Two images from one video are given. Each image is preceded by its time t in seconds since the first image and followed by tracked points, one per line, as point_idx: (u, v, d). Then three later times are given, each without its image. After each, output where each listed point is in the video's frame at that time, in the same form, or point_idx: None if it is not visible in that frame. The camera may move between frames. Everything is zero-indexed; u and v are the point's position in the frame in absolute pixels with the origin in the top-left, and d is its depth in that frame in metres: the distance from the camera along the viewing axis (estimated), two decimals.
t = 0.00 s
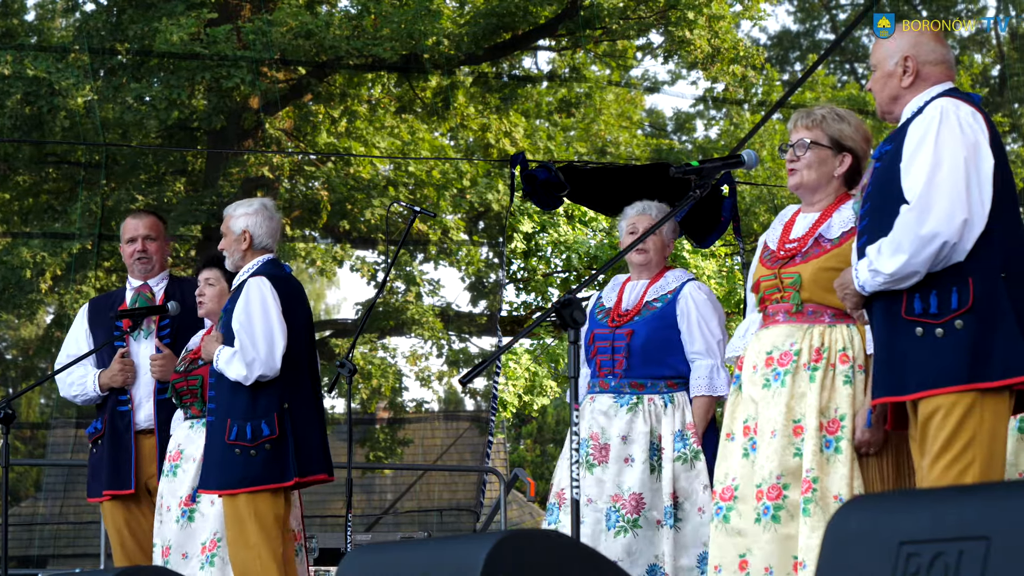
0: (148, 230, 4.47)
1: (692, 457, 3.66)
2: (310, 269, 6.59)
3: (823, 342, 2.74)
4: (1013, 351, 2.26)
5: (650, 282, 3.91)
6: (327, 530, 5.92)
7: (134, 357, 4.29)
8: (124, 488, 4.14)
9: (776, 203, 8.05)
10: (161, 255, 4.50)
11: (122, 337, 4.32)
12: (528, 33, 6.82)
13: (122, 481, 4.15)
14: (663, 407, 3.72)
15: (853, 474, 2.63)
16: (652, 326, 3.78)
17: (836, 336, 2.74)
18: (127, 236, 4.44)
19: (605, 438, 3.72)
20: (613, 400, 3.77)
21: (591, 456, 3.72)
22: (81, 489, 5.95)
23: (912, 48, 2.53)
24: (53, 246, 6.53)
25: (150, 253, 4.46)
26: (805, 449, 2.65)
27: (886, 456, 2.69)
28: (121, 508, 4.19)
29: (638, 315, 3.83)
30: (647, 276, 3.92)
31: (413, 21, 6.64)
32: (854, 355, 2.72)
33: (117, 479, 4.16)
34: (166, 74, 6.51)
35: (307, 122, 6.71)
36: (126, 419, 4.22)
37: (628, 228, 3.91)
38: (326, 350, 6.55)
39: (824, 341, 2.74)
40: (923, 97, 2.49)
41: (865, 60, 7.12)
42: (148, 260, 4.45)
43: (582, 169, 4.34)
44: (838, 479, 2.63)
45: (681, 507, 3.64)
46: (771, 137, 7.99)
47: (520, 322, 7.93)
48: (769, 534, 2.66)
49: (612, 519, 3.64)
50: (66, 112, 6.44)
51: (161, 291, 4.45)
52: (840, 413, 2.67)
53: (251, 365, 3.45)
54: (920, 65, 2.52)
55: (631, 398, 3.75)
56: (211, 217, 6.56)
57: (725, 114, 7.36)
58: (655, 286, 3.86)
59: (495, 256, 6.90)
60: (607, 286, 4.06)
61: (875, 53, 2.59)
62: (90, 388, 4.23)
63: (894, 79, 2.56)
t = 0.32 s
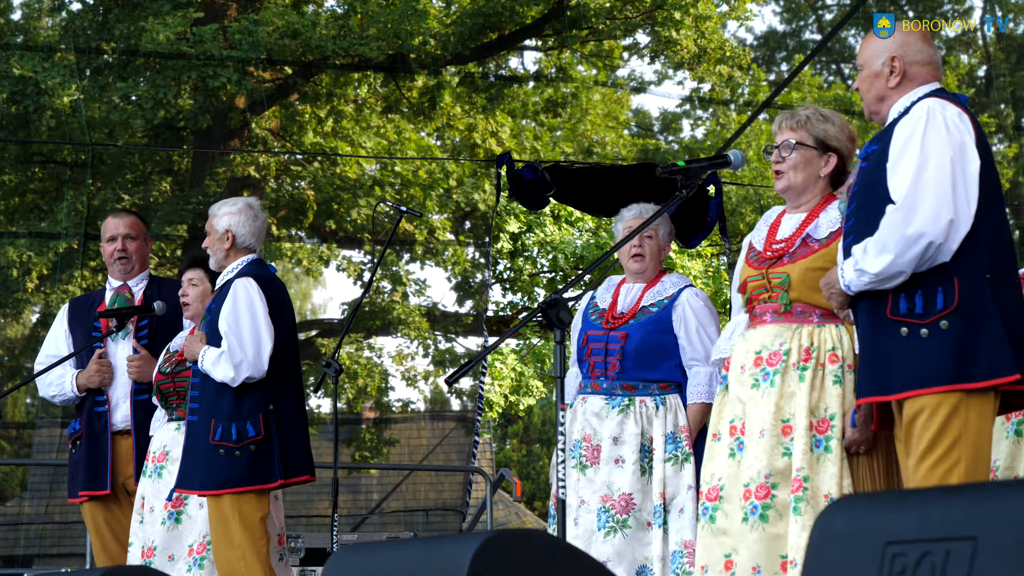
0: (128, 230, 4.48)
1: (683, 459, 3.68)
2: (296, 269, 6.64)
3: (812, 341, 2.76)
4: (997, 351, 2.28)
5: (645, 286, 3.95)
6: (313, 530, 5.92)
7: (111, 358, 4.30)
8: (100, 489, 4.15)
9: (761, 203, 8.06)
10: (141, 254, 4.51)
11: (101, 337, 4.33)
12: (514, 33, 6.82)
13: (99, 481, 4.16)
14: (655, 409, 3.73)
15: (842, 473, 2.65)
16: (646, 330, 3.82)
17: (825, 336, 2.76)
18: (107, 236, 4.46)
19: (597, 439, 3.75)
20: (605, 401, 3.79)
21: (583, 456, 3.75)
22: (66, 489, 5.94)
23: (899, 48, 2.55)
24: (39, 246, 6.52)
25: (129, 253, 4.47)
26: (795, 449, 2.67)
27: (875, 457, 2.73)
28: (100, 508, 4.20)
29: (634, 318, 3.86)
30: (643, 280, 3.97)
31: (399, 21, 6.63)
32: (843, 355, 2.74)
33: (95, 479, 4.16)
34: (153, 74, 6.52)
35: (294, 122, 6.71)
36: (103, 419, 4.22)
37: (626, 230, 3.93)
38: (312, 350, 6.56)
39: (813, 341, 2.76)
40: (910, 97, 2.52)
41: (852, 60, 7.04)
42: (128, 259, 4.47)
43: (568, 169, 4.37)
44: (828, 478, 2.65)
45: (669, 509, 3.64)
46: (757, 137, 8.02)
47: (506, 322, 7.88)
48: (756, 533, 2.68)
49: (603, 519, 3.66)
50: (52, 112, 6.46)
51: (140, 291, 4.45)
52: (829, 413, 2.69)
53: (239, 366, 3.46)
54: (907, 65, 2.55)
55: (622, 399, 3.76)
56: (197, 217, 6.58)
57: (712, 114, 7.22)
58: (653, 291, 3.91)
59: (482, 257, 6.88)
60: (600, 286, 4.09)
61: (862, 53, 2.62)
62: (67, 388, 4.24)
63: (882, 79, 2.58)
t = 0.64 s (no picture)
0: (113, 228, 4.48)
1: (666, 458, 3.77)
2: (284, 268, 6.64)
3: (812, 341, 2.77)
4: (984, 353, 2.30)
5: (617, 286, 3.94)
6: (302, 530, 5.92)
7: (97, 357, 4.30)
8: (87, 488, 4.14)
9: (751, 205, 8.10)
10: (126, 252, 4.51)
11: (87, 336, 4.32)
12: (503, 32, 6.81)
13: (85, 480, 4.16)
14: (639, 409, 3.79)
15: (848, 471, 2.66)
16: (630, 329, 3.84)
17: (825, 335, 2.78)
18: (92, 235, 4.47)
19: (584, 437, 3.75)
20: (589, 400, 3.79)
21: (570, 455, 3.75)
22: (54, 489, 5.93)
23: (887, 49, 2.57)
24: (27, 246, 6.51)
25: (114, 250, 4.48)
26: (801, 447, 2.68)
27: (878, 455, 2.71)
28: (87, 507, 4.20)
29: (614, 317, 3.87)
30: (614, 280, 3.95)
31: (388, 21, 6.64)
32: (842, 354, 2.76)
33: (80, 479, 4.16)
34: (141, 74, 6.52)
35: (282, 122, 6.69)
36: (90, 419, 4.22)
37: (599, 230, 3.98)
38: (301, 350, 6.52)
39: (813, 340, 2.77)
40: (897, 98, 2.53)
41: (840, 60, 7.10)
42: (113, 258, 4.47)
43: (555, 170, 4.37)
44: (835, 476, 2.66)
45: (651, 508, 3.70)
46: (746, 137, 8.05)
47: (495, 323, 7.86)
48: (763, 532, 2.69)
49: (595, 516, 3.68)
50: (41, 112, 6.46)
51: (126, 290, 4.44)
52: (832, 411, 2.70)
53: (224, 369, 3.46)
54: (893, 67, 2.56)
55: (608, 399, 3.78)
56: (186, 216, 6.58)
57: (700, 115, 7.23)
58: (628, 291, 3.91)
59: (471, 256, 6.86)
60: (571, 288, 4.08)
61: (849, 54, 2.63)
62: (54, 388, 4.24)
63: (868, 80, 2.59)
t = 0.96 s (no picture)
0: (104, 228, 4.48)
1: (649, 459, 3.80)
2: (272, 269, 6.64)
3: (801, 341, 2.80)
4: (968, 354, 2.31)
5: (590, 286, 3.93)
6: (289, 530, 5.92)
7: (89, 356, 4.29)
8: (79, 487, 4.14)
9: (737, 205, 8.16)
10: (116, 252, 4.51)
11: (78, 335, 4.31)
12: (491, 33, 6.81)
13: (77, 479, 4.15)
14: (621, 409, 3.83)
15: (838, 471, 2.69)
16: (610, 329, 3.86)
17: (814, 335, 2.81)
18: (83, 234, 4.47)
19: (570, 438, 3.76)
20: (575, 400, 3.80)
21: (556, 456, 3.74)
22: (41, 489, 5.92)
23: (872, 50, 2.59)
24: (14, 246, 6.54)
25: (105, 250, 4.47)
26: (790, 447, 2.71)
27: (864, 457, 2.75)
28: (76, 507, 4.19)
29: (593, 318, 3.87)
30: (587, 280, 3.93)
31: (376, 21, 6.64)
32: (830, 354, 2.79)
33: (71, 479, 4.15)
34: (129, 73, 6.52)
35: (270, 122, 6.68)
36: (81, 418, 4.22)
37: (571, 234, 3.99)
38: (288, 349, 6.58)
39: (802, 340, 2.80)
40: (882, 99, 2.55)
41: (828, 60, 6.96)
42: (104, 258, 4.47)
43: (542, 170, 4.37)
44: (824, 477, 2.69)
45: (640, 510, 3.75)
46: (734, 138, 8.08)
47: (483, 324, 7.81)
48: (752, 532, 2.71)
49: (585, 517, 3.68)
50: (28, 111, 6.52)
51: (117, 290, 4.45)
52: (821, 412, 2.73)
53: (212, 373, 3.46)
54: (879, 68, 2.58)
55: (593, 399, 3.81)
56: (173, 217, 6.54)
57: (688, 116, 7.22)
58: (603, 291, 3.92)
59: (458, 256, 6.86)
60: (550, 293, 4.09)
61: (835, 54, 2.65)
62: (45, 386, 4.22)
63: (854, 81, 2.61)
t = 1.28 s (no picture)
0: (99, 227, 4.46)
1: (639, 450, 3.82)
2: (257, 269, 6.65)
3: (774, 342, 2.81)
4: (944, 355, 2.34)
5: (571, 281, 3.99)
6: (274, 530, 5.92)
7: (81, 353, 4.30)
8: (74, 484, 4.14)
9: (722, 205, 8.18)
10: (109, 251, 4.51)
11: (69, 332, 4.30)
12: (477, 33, 6.79)
13: (71, 476, 4.16)
14: (604, 402, 3.84)
15: (808, 473, 2.69)
16: (589, 323, 3.87)
17: (787, 336, 2.81)
18: (76, 232, 4.44)
19: (552, 433, 3.78)
20: (556, 395, 3.83)
21: (538, 451, 3.76)
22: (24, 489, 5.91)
23: (855, 49, 2.62)
24: None
25: (99, 249, 4.46)
26: (760, 450, 2.72)
27: (838, 457, 2.76)
28: (64, 507, 4.19)
29: (573, 311, 3.90)
30: (569, 276, 3.99)
31: (361, 21, 6.65)
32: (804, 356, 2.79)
33: (67, 475, 4.16)
34: (114, 73, 6.52)
35: (255, 121, 6.69)
36: (74, 414, 4.23)
37: (551, 231, 4.01)
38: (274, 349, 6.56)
39: (775, 341, 2.81)
40: (862, 99, 2.58)
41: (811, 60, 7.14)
42: (97, 256, 4.46)
43: (526, 170, 4.38)
44: (793, 479, 2.69)
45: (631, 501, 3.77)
46: (719, 139, 8.11)
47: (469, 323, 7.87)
48: (722, 534, 2.73)
49: (567, 513, 3.72)
50: (12, 111, 6.50)
51: (107, 288, 4.44)
52: (793, 414, 2.74)
53: (189, 371, 3.47)
54: (861, 67, 2.61)
55: (573, 393, 3.83)
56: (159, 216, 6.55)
57: (673, 116, 7.28)
58: (584, 285, 3.95)
59: (443, 257, 6.90)
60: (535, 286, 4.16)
61: (818, 53, 2.67)
62: (35, 382, 4.23)
63: (835, 79, 2.64)
